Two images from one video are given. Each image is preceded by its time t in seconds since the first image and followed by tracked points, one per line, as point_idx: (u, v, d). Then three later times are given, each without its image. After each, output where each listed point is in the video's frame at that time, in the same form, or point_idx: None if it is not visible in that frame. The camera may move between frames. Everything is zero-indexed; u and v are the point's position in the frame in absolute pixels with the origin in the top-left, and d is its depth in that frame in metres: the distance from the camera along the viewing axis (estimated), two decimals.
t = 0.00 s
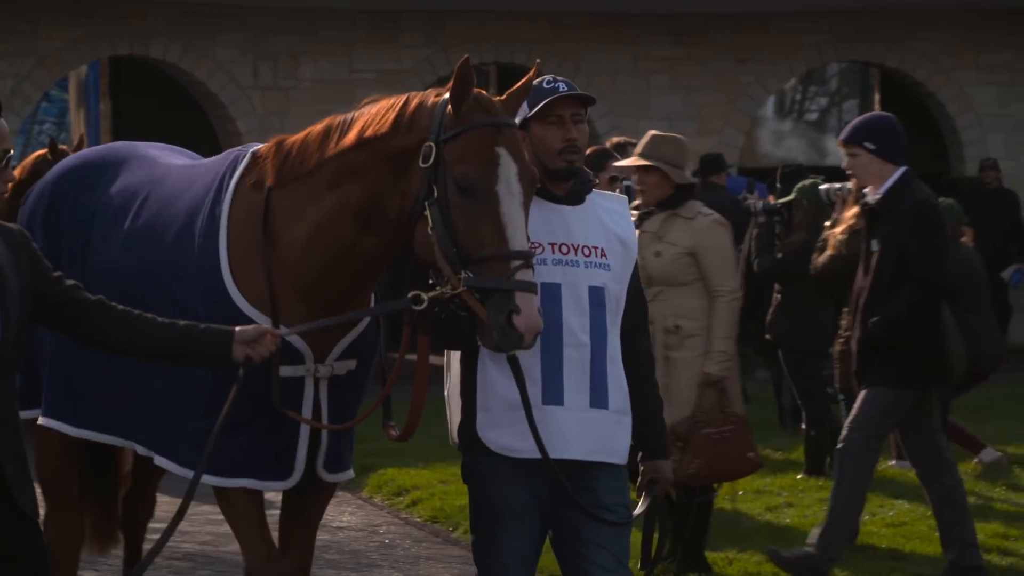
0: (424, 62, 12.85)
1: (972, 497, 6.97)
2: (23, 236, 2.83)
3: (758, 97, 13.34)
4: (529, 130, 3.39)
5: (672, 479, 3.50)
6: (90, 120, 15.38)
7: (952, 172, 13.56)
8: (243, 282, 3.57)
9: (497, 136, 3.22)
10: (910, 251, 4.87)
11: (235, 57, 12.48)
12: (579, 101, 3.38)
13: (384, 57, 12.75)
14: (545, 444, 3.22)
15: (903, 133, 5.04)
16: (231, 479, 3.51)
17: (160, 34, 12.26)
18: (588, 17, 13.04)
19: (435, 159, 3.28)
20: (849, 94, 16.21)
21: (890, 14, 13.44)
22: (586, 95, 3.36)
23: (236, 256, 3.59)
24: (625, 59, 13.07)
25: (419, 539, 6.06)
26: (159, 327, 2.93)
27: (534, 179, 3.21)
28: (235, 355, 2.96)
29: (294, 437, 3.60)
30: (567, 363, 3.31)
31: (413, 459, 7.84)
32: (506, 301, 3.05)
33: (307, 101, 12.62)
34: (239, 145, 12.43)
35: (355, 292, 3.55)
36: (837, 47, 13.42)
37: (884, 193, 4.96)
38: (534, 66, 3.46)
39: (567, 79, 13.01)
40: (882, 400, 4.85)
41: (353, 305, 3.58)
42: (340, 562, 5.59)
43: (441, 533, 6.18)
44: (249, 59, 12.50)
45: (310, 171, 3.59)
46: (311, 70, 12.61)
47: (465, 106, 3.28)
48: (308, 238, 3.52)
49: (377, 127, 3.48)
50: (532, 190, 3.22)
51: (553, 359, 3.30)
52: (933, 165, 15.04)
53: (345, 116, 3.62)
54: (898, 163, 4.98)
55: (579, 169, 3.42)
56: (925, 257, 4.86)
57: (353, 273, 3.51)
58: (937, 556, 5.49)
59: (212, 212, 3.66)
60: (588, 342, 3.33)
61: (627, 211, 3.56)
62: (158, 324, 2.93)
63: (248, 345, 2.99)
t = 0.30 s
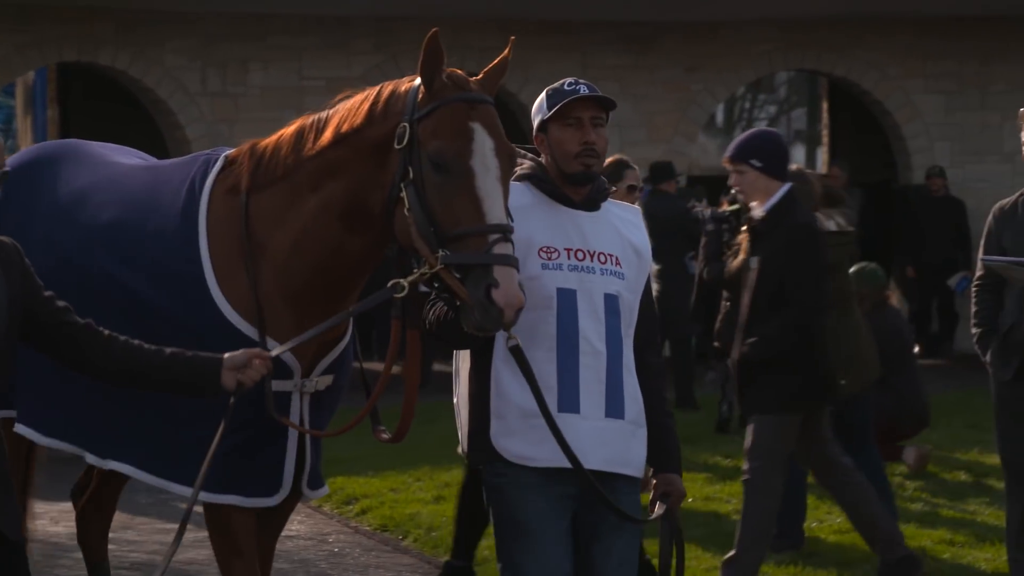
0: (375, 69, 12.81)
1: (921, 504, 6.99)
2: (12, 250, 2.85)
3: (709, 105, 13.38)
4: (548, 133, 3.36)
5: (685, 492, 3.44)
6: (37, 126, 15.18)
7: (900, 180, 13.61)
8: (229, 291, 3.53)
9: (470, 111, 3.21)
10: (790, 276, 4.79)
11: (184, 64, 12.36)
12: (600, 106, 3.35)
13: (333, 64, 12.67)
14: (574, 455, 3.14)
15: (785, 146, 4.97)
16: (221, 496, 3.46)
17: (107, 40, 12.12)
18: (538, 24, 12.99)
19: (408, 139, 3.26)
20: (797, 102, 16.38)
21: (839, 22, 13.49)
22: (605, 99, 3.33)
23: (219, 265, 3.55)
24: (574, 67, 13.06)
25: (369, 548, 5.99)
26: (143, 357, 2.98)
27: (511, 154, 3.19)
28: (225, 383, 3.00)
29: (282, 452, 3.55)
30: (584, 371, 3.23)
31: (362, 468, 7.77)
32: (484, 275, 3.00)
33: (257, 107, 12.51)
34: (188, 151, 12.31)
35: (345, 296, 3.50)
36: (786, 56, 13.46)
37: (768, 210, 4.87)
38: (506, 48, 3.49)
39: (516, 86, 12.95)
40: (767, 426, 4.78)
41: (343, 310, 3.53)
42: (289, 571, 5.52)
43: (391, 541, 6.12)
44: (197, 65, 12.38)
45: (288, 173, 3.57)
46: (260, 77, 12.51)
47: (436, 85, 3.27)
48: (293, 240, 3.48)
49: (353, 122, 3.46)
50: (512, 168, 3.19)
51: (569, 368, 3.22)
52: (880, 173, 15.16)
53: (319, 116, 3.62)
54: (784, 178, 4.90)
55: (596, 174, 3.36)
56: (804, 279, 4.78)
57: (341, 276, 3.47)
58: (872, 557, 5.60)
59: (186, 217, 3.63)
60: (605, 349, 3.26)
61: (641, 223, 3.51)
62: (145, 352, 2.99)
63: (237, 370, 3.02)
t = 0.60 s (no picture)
0: (326, 77, 12.67)
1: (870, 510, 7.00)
2: (71, 275, 2.71)
3: (662, 113, 13.38)
4: (549, 141, 3.35)
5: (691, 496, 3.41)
6: None
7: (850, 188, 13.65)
8: (199, 295, 3.45)
9: (455, 118, 3.17)
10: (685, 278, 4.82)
11: (135, 72, 12.22)
12: (603, 112, 3.33)
13: (285, 72, 12.56)
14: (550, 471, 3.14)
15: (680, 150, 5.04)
16: (195, 510, 3.40)
17: (57, 48, 11.94)
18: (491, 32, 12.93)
19: (392, 149, 3.23)
20: (749, 110, 16.19)
21: (791, 30, 13.51)
22: (609, 106, 3.32)
23: (190, 269, 3.47)
24: (527, 75, 13.02)
25: (321, 556, 5.92)
26: (177, 408, 2.84)
27: (498, 160, 3.16)
28: (253, 447, 2.82)
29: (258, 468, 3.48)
30: (584, 388, 3.24)
31: (316, 476, 7.69)
32: (479, 288, 2.97)
33: (208, 115, 12.39)
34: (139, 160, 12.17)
35: (319, 307, 3.45)
36: (737, 64, 13.47)
37: (665, 212, 4.88)
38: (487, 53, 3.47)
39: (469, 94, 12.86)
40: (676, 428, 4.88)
41: (315, 320, 3.48)
42: None
43: (344, 550, 6.05)
44: (149, 74, 12.25)
45: (264, 178, 3.51)
46: (212, 85, 12.39)
47: (420, 93, 3.23)
48: (269, 247, 3.43)
49: (332, 129, 3.42)
50: (500, 175, 3.16)
51: (569, 382, 3.22)
52: (831, 180, 15.25)
53: (295, 122, 3.57)
54: (679, 182, 4.96)
55: (598, 183, 3.34)
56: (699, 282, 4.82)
57: (317, 286, 3.42)
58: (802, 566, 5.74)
59: (160, 220, 3.53)
60: (605, 365, 3.26)
61: (640, 228, 3.51)
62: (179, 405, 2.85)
63: (266, 432, 2.85)
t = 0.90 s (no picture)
0: (287, 84, 12.58)
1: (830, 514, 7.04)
2: (101, 279, 2.79)
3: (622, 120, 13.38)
4: (551, 153, 3.40)
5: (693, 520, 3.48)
6: None
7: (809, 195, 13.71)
8: (196, 307, 3.44)
9: (476, 127, 3.15)
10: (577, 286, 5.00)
11: (93, 78, 12.10)
12: (604, 123, 3.40)
13: (244, 79, 12.47)
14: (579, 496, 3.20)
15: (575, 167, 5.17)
16: (191, 526, 3.46)
17: (14, 54, 11.83)
18: (451, 38, 12.88)
19: (412, 159, 3.20)
20: (709, 116, 16.17)
21: (751, 38, 13.54)
22: (609, 116, 3.38)
23: (188, 278, 3.47)
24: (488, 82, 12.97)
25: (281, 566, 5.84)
26: (202, 419, 2.91)
27: (521, 168, 3.13)
28: (277, 468, 2.86)
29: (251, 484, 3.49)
30: (597, 405, 3.29)
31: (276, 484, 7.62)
32: (507, 300, 2.93)
33: (167, 121, 12.29)
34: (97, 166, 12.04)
35: (325, 319, 3.42)
36: (697, 70, 13.48)
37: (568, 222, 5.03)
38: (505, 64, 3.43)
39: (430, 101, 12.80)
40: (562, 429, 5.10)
41: (320, 332, 3.45)
42: None
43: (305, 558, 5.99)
44: (107, 80, 12.13)
45: (270, 188, 3.49)
46: (171, 90, 12.30)
47: (440, 103, 3.20)
48: (274, 258, 3.41)
49: (345, 139, 3.37)
50: (522, 184, 3.13)
51: (581, 398, 3.27)
52: (790, 187, 15.34)
53: (305, 129, 3.53)
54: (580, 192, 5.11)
55: (600, 196, 3.41)
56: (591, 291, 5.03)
57: (321, 298, 3.39)
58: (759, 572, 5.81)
59: (159, 227, 3.55)
60: (617, 381, 3.31)
61: (643, 236, 3.55)
62: (203, 416, 2.92)
63: (290, 452, 2.88)
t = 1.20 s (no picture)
0: (245, 89, 12.51)
1: (788, 520, 7.06)
2: (71, 281, 2.69)
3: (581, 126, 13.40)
4: (548, 145, 3.27)
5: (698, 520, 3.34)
6: None
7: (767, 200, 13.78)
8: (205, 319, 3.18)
9: (494, 112, 2.89)
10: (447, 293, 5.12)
11: (49, 83, 12.01)
12: (603, 115, 3.27)
13: (202, 84, 12.40)
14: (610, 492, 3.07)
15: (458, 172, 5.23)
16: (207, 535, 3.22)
17: None
18: (411, 44, 12.86)
19: (427, 144, 2.92)
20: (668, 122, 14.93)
21: (710, 45, 13.59)
22: (606, 107, 3.26)
23: (198, 287, 3.20)
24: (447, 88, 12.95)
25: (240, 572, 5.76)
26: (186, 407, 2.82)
27: (541, 155, 2.86)
28: (266, 442, 2.79)
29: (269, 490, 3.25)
30: (596, 401, 3.15)
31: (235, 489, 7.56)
32: (532, 286, 2.71)
33: (125, 127, 12.22)
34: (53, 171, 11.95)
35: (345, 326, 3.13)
36: (655, 76, 13.51)
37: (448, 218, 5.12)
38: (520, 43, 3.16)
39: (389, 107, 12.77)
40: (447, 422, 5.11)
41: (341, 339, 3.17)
42: None
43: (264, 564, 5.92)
44: (64, 85, 12.04)
45: (282, 187, 3.20)
46: (129, 96, 12.22)
47: (456, 86, 2.93)
48: (284, 261, 3.13)
49: (361, 130, 3.07)
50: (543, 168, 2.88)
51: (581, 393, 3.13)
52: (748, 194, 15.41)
53: (319, 124, 3.24)
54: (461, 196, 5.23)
55: (600, 187, 3.26)
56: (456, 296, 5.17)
57: (337, 302, 3.10)
58: None
59: (171, 232, 3.28)
60: (617, 376, 3.17)
61: (640, 234, 3.43)
62: (188, 404, 2.82)
63: (280, 427, 2.80)
